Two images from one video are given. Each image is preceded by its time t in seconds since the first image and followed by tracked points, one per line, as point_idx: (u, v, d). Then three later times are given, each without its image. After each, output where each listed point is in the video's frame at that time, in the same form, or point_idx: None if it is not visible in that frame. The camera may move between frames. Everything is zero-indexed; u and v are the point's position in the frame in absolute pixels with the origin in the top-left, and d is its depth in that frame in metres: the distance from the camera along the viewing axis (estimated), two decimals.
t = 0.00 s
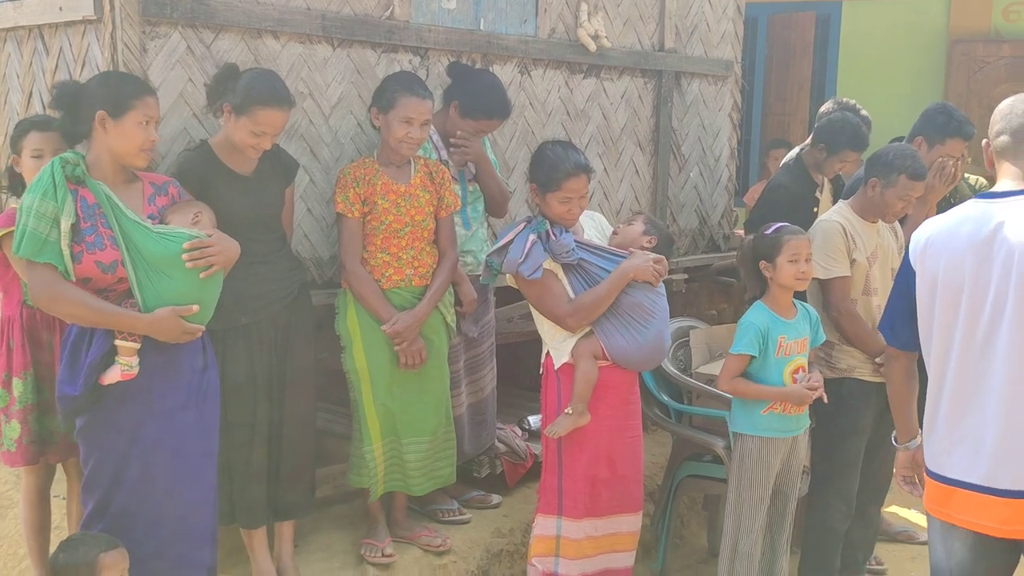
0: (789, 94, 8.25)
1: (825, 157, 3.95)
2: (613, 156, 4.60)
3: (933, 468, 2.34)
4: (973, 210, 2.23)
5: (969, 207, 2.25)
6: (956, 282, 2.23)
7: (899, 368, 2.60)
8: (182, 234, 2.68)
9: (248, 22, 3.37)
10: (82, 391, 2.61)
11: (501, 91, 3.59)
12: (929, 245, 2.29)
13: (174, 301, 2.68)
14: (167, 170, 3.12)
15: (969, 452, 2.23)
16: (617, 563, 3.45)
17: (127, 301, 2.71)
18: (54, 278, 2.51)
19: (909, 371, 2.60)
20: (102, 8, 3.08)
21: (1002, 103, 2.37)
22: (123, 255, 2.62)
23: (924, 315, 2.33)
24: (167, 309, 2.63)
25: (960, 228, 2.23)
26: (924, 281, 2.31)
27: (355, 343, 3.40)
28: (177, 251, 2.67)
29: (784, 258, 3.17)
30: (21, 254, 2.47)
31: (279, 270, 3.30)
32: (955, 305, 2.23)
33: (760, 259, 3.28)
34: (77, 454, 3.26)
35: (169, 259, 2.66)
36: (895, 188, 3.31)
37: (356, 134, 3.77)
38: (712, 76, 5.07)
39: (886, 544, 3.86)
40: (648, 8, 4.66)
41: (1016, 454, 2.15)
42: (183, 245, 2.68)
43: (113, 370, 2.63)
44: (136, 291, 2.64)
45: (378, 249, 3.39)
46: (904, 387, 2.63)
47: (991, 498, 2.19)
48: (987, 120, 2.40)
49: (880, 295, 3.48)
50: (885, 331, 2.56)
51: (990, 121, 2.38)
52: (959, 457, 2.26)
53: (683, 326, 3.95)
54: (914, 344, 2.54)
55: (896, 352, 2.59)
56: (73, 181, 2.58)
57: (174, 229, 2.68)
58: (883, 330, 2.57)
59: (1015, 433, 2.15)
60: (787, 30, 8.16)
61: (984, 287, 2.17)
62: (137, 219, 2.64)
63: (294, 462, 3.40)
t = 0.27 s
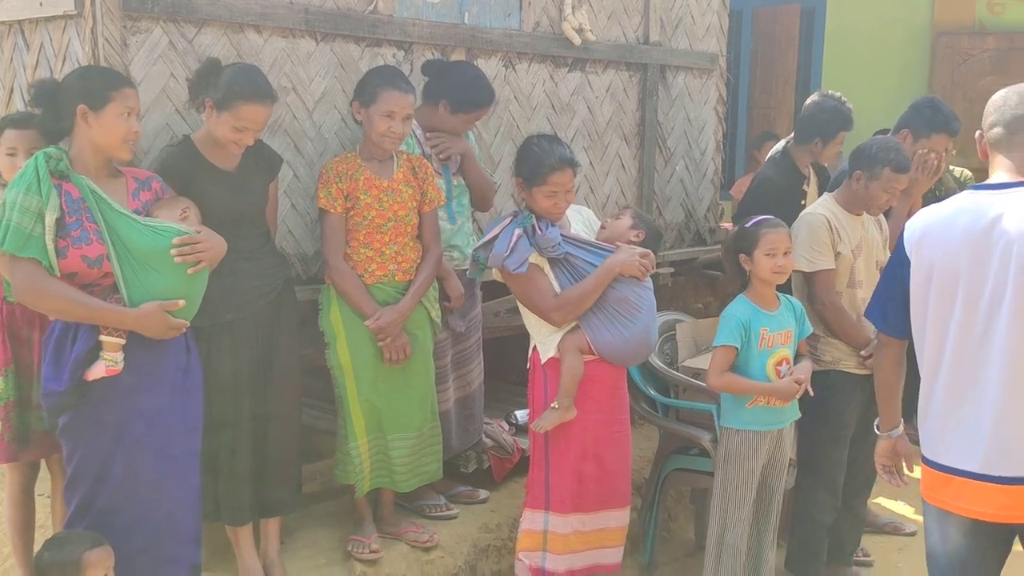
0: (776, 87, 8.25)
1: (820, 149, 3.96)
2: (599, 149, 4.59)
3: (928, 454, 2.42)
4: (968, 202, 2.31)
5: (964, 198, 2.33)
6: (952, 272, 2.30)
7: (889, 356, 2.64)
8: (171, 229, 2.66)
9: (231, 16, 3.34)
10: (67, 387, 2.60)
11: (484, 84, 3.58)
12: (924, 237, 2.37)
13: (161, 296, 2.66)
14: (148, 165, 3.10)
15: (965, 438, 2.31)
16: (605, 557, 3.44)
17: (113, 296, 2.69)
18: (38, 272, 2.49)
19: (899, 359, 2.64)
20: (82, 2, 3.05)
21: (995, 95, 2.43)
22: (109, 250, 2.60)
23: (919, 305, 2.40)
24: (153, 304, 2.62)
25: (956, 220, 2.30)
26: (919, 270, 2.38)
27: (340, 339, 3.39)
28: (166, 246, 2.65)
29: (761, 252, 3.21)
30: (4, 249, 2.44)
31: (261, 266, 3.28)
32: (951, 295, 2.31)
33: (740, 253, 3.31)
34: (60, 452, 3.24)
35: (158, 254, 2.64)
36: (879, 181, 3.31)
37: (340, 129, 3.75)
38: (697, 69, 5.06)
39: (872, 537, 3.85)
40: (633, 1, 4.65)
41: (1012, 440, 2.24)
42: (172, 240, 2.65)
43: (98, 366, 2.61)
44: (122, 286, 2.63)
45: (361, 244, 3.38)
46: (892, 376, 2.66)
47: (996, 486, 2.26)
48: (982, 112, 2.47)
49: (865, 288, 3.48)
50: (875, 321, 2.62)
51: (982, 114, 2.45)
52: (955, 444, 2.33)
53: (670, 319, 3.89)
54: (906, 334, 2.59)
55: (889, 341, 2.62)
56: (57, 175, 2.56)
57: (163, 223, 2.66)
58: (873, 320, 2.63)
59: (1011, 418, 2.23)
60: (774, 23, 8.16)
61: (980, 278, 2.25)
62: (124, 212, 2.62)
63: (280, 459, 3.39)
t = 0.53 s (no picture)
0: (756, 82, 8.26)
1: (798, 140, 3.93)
2: (577, 144, 4.58)
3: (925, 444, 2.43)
4: (971, 196, 2.31)
5: (968, 191, 2.33)
6: (954, 267, 2.31)
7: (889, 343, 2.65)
8: (155, 230, 2.65)
9: (205, 11, 3.32)
10: (37, 383, 2.59)
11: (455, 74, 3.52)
12: (927, 230, 2.37)
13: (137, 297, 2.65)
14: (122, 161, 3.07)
15: (964, 429, 2.33)
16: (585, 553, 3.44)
17: (87, 294, 2.65)
18: (12, 268, 2.47)
19: (896, 348, 2.65)
20: None
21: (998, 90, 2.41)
22: (87, 248, 2.58)
23: (918, 296, 2.41)
24: (128, 305, 2.60)
25: (960, 213, 2.31)
26: (921, 262, 2.39)
27: (316, 336, 3.38)
28: (148, 247, 2.64)
29: (736, 246, 3.22)
30: None
31: (237, 262, 3.26)
32: (951, 288, 2.32)
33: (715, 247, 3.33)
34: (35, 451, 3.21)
35: (138, 254, 2.62)
36: (855, 175, 3.33)
37: (316, 124, 3.73)
38: (674, 64, 5.05)
39: (850, 529, 3.86)
40: None
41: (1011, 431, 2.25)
42: (154, 241, 2.64)
43: (69, 364, 2.60)
44: (98, 284, 2.61)
45: (336, 240, 3.37)
46: (889, 366, 2.67)
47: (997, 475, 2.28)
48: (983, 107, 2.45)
49: (841, 282, 3.48)
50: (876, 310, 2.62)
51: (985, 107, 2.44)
52: (956, 434, 2.34)
53: (648, 313, 3.88)
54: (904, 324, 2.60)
55: (888, 330, 2.63)
56: (37, 170, 2.53)
57: (146, 223, 2.64)
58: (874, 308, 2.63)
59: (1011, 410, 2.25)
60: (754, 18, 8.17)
61: (983, 273, 2.27)
62: (105, 209, 2.59)
63: (257, 455, 3.37)
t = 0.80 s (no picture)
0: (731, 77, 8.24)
1: (766, 133, 3.91)
2: (546, 140, 4.49)
3: (935, 432, 2.47)
4: (994, 188, 2.34)
5: (991, 183, 2.36)
6: (973, 260, 2.34)
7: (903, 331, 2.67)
8: (122, 234, 2.61)
9: (168, 5, 3.28)
10: None
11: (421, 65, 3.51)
12: (947, 222, 2.40)
13: (96, 299, 2.59)
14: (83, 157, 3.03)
15: (977, 419, 2.37)
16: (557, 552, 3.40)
17: (46, 292, 2.61)
18: None
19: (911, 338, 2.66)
20: None
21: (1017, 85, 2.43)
22: (50, 245, 2.54)
23: (935, 288, 2.44)
24: (85, 307, 2.55)
25: (981, 204, 2.33)
26: (940, 252, 2.41)
27: (283, 335, 3.35)
28: (113, 249, 2.59)
29: (703, 240, 3.21)
30: None
31: (202, 259, 3.22)
32: (970, 282, 2.35)
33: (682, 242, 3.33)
34: None
35: (102, 256, 2.58)
36: (821, 169, 3.33)
37: (283, 120, 3.70)
38: (644, 59, 4.96)
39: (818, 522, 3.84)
40: None
41: None
42: (120, 244, 2.60)
43: (21, 361, 2.55)
44: (58, 283, 2.56)
45: (303, 236, 3.33)
46: (904, 351, 2.69)
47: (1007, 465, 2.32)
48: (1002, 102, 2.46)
49: (809, 276, 3.47)
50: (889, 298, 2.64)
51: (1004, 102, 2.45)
52: (969, 424, 2.38)
53: (617, 308, 3.82)
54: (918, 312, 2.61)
55: (901, 318, 2.64)
56: (8, 163, 2.51)
57: (115, 225, 2.61)
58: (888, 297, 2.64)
59: None
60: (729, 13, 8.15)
61: (1003, 267, 2.30)
62: (73, 207, 2.57)
63: (223, 453, 3.33)
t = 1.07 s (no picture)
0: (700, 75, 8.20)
1: (724, 130, 3.94)
2: (508, 139, 4.39)
3: (941, 425, 2.49)
4: (1002, 187, 2.37)
5: (999, 183, 2.39)
6: (980, 255, 2.37)
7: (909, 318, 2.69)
8: (73, 238, 2.56)
9: (122, 2, 3.22)
10: None
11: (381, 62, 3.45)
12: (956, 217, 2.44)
13: (44, 303, 2.56)
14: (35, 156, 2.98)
15: (984, 413, 2.40)
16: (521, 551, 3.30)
17: None
18: None
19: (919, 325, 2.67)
20: None
21: None
22: None
23: (941, 281, 2.48)
24: (32, 311, 2.51)
25: (988, 203, 2.37)
26: (948, 247, 2.45)
27: (241, 335, 3.32)
28: (63, 253, 2.55)
29: (664, 240, 3.17)
30: None
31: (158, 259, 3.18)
32: (977, 277, 2.38)
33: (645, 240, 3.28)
34: None
35: (50, 259, 2.54)
36: (779, 167, 3.30)
37: (241, 118, 3.65)
38: (606, 58, 4.83)
39: (779, 518, 3.82)
40: None
41: None
42: (71, 250, 2.55)
43: None
44: (7, 284, 2.54)
45: (261, 236, 3.30)
46: (912, 338, 2.69)
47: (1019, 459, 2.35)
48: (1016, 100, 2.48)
49: (769, 275, 3.41)
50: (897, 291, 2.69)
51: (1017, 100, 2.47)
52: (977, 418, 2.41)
53: (580, 307, 3.77)
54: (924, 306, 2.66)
55: (908, 311, 2.69)
56: None
57: (67, 229, 2.56)
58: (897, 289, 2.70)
59: None
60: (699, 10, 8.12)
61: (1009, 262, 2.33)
62: (25, 209, 2.52)
63: (181, 455, 3.28)
